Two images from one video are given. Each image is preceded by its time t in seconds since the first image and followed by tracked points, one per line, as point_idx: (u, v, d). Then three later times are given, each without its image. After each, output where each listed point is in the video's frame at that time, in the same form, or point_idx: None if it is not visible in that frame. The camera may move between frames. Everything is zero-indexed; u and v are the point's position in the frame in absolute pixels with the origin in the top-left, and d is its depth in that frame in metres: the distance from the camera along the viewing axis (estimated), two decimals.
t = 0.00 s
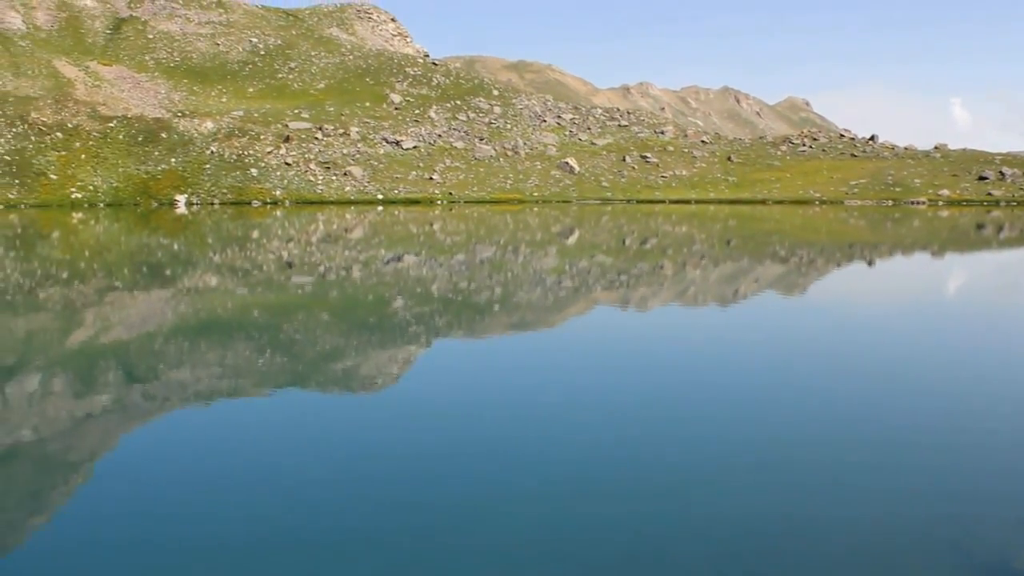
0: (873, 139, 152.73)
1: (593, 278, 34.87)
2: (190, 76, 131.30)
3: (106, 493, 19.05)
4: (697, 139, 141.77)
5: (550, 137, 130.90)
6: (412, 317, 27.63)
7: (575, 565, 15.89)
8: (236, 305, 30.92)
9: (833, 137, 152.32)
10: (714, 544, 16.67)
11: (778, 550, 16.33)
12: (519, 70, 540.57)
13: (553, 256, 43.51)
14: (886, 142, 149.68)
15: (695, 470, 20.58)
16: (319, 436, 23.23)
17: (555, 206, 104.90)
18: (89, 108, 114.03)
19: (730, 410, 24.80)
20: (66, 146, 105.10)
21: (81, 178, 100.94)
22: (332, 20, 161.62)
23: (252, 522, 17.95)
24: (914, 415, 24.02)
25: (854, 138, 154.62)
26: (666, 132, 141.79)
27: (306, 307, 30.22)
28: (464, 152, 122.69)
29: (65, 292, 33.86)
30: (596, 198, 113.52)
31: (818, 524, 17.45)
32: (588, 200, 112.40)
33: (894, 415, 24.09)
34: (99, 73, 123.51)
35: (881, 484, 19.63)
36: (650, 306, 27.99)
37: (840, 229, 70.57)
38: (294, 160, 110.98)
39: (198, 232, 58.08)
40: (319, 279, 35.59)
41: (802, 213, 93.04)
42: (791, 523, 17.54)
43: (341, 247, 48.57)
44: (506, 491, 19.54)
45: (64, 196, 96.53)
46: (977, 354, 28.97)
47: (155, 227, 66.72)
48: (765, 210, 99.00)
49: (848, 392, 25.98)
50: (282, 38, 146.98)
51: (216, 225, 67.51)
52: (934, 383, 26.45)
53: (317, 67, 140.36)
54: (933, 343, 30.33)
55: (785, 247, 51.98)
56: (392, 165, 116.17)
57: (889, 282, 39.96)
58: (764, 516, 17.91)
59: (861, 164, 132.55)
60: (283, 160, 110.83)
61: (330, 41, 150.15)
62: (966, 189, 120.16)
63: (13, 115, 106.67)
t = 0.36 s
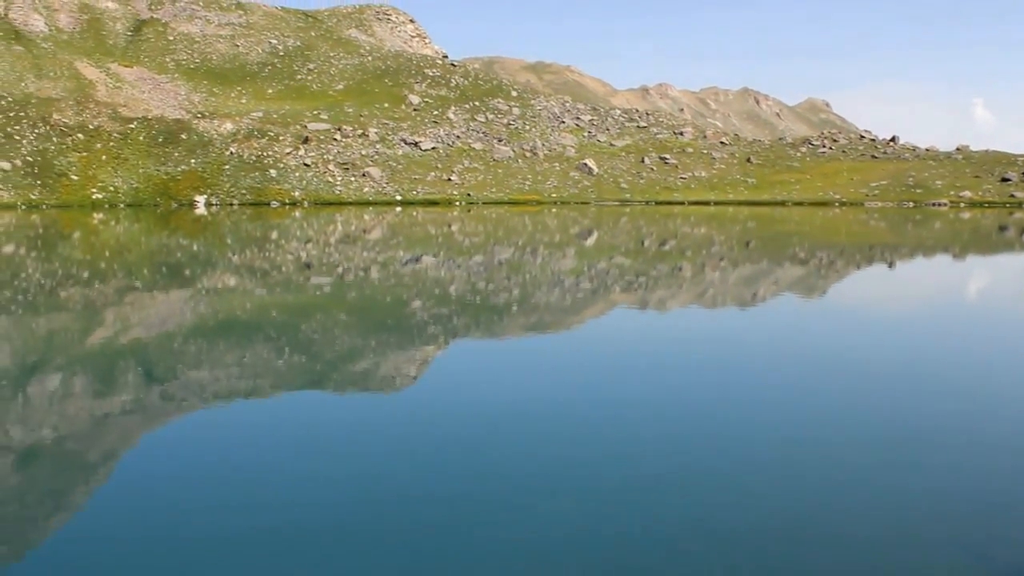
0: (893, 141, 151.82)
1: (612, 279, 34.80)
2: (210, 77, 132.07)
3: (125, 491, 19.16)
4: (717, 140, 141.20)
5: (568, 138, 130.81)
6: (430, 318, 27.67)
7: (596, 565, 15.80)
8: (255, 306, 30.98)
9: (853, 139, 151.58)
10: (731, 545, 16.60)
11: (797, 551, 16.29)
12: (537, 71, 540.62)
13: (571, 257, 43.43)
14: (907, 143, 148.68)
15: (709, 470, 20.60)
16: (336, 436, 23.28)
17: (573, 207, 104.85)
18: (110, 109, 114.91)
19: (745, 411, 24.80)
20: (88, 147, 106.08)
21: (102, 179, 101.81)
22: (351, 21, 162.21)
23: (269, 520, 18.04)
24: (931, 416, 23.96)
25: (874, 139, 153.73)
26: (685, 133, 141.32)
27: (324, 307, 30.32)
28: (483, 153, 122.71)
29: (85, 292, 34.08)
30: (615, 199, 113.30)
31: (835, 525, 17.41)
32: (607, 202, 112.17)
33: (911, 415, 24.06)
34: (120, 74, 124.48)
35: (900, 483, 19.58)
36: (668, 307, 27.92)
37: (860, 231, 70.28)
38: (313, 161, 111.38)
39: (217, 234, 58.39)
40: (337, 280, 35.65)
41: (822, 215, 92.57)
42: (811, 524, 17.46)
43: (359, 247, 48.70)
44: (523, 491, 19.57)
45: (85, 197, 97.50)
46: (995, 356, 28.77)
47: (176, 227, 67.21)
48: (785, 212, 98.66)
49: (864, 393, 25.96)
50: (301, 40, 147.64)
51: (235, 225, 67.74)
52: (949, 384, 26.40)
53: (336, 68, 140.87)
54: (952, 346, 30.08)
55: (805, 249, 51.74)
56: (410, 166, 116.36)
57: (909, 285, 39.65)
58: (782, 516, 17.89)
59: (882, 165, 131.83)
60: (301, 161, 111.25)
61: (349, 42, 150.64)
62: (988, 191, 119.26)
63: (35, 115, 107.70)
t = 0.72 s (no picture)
0: (915, 142, 151.07)
1: (630, 281, 34.69)
2: (230, 78, 132.70)
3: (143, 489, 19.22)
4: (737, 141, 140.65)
5: (587, 139, 130.66)
6: (448, 319, 27.60)
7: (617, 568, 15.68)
8: (274, 307, 31.01)
9: (873, 140, 150.86)
10: (750, 547, 16.48)
11: (816, 553, 16.18)
12: (555, 73, 540.53)
13: (590, 258, 43.22)
14: (929, 145, 147.89)
15: (726, 471, 20.54)
16: (353, 437, 23.28)
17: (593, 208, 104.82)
18: (130, 111, 116.02)
19: (762, 412, 24.73)
20: (109, 148, 107.13)
21: (122, 179, 102.92)
22: (370, 22, 162.53)
23: (286, 519, 18.10)
24: (948, 418, 23.83)
25: (895, 140, 152.93)
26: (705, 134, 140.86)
27: (343, 308, 30.36)
28: (502, 154, 122.63)
29: (105, 292, 34.28)
30: (634, 201, 113.04)
31: (853, 528, 17.31)
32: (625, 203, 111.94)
33: (928, 418, 23.92)
34: (140, 76, 125.40)
35: (917, 486, 19.47)
36: (687, 309, 27.81)
37: (881, 232, 69.97)
38: (332, 162, 111.75)
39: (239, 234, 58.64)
40: (356, 280, 35.67)
41: (842, 217, 92.19)
42: (829, 526, 17.35)
43: (379, 248, 48.84)
44: (539, 491, 19.57)
45: (106, 197, 99.18)
46: (1015, 359, 28.50)
47: (196, 227, 68.04)
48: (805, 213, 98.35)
49: (880, 395, 25.83)
50: (320, 41, 148.12)
51: (253, 226, 68.11)
52: (969, 387, 26.17)
53: (355, 69, 141.25)
54: (971, 349, 29.81)
55: (825, 251, 51.40)
56: (429, 167, 116.46)
57: (930, 287, 39.31)
58: (799, 517, 17.79)
59: (903, 166, 131.15)
60: (321, 161, 111.62)
61: (369, 43, 150.91)
62: (1010, 192, 118.47)
63: (57, 117, 109.09)
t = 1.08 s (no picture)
0: (936, 143, 150.46)
1: (650, 282, 34.59)
2: (250, 80, 133.42)
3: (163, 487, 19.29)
4: (756, 143, 140.19)
5: (606, 141, 130.49)
6: (468, 320, 27.58)
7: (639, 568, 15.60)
8: (293, 307, 31.04)
9: (894, 141, 150.24)
10: (768, 548, 16.42)
11: (833, 554, 16.13)
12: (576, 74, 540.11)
13: (609, 259, 43.25)
14: (950, 147, 147.23)
15: (742, 472, 20.55)
16: (371, 437, 23.37)
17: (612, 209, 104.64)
18: (151, 112, 116.89)
19: (776, 412, 24.72)
20: (129, 148, 108.06)
21: (143, 180, 104.01)
22: (389, 23, 162.96)
23: (304, 516, 18.22)
24: (963, 419, 23.77)
25: (916, 142, 152.29)
26: (724, 135, 140.44)
27: (362, 309, 30.36)
28: (521, 156, 122.33)
29: (125, 291, 34.48)
30: (653, 202, 112.80)
31: (868, 528, 17.31)
32: (645, 204, 111.75)
33: (942, 418, 23.88)
34: (161, 77, 126.32)
35: (932, 486, 19.44)
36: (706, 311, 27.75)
37: (901, 234, 69.74)
38: (351, 163, 112.11)
39: (257, 235, 58.74)
40: (375, 281, 35.70)
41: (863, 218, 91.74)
42: (847, 528, 17.29)
43: (397, 249, 48.91)
44: (554, 490, 19.63)
45: (126, 198, 100.27)
46: None
47: (216, 227, 68.68)
48: (826, 214, 97.96)
49: (895, 395, 25.79)
50: (340, 42, 148.71)
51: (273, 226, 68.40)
52: (987, 389, 25.98)
53: (374, 70, 141.67)
54: (991, 352, 29.53)
55: (845, 253, 51.07)
56: (448, 168, 116.55)
57: (952, 289, 39.02)
58: (815, 518, 17.77)
59: (924, 167, 130.58)
60: (340, 163, 111.99)
61: (387, 45, 151.28)
62: None
63: (78, 118, 110.16)
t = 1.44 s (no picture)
0: (959, 144, 149.37)
1: (669, 283, 34.47)
2: (270, 80, 134.07)
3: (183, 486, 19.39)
4: (777, 143, 139.55)
5: (626, 141, 130.15)
6: (486, 321, 27.54)
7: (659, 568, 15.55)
8: (312, 308, 31.07)
9: (916, 142, 149.23)
10: (781, 549, 16.38)
11: (845, 553, 16.17)
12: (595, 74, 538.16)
13: (629, 261, 43.19)
14: (973, 148, 146.10)
15: (751, 471, 20.61)
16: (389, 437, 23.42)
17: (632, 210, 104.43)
18: (171, 112, 117.57)
19: (785, 412, 24.76)
20: (150, 149, 108.77)
21: (163, 180, 104.77)
22: (409, 24, 163.12)
23: (321, 514, 18.34)
24: (972, 418, 23.81)
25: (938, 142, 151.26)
26: (745, 136, 139.79)
27: (380, 309, 30.35)
28: (540, 156, 122.22)
29: (146, 292, 34.62)
30: (672, 203, 112.51)
31: (876, 527, 17.36)
32: (664, 205, 111.44)
33: (950, 418, 23.92)
34: (181, 77, 127.15)
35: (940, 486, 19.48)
36: (726, 313, 27.63)
37: (924, 236, 69.01)
38: (370, 163, 112.35)
39: (275, 235, 58.87)
40: (393, 282, 35.68)
41: (884, 220, 91.12)
42: (860, 529, 17.27)
43: (416, 250, 48.90)
44: (566, 490, 19.70)
45: (147, 198, 101.01)
46: None
47: (236, 227, 69.12)
48: (847, 216, 97.40)
49: (903, 396, 25.84)
50: (360, 43, 149.02)
51: (295, 227, 68.69)
52: (1009, 392, 25.72)
53: (394, 71, 141.85)
54: (1012, 354, 29.24)
55: (866, 254, 50.70)
56: (467, 168, 116.58)
57: (975, 291, 38.66)
58: (826, 518, 17.82)
59: (947, 168, 129.68)
60: (359, 163, 112.26)
61: (407, 45, 151.40)
62: None
63: (100, 118, 111.00)
